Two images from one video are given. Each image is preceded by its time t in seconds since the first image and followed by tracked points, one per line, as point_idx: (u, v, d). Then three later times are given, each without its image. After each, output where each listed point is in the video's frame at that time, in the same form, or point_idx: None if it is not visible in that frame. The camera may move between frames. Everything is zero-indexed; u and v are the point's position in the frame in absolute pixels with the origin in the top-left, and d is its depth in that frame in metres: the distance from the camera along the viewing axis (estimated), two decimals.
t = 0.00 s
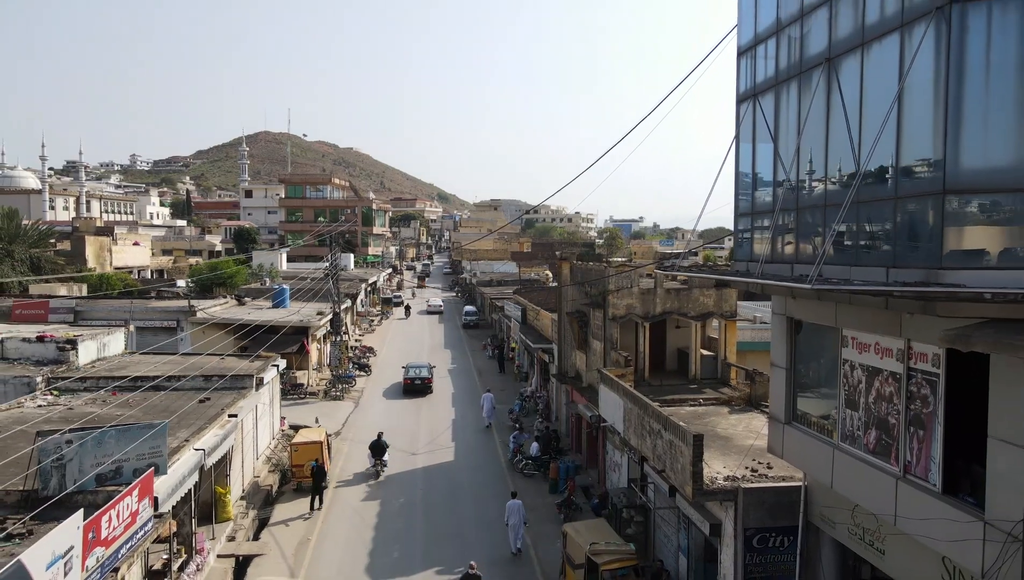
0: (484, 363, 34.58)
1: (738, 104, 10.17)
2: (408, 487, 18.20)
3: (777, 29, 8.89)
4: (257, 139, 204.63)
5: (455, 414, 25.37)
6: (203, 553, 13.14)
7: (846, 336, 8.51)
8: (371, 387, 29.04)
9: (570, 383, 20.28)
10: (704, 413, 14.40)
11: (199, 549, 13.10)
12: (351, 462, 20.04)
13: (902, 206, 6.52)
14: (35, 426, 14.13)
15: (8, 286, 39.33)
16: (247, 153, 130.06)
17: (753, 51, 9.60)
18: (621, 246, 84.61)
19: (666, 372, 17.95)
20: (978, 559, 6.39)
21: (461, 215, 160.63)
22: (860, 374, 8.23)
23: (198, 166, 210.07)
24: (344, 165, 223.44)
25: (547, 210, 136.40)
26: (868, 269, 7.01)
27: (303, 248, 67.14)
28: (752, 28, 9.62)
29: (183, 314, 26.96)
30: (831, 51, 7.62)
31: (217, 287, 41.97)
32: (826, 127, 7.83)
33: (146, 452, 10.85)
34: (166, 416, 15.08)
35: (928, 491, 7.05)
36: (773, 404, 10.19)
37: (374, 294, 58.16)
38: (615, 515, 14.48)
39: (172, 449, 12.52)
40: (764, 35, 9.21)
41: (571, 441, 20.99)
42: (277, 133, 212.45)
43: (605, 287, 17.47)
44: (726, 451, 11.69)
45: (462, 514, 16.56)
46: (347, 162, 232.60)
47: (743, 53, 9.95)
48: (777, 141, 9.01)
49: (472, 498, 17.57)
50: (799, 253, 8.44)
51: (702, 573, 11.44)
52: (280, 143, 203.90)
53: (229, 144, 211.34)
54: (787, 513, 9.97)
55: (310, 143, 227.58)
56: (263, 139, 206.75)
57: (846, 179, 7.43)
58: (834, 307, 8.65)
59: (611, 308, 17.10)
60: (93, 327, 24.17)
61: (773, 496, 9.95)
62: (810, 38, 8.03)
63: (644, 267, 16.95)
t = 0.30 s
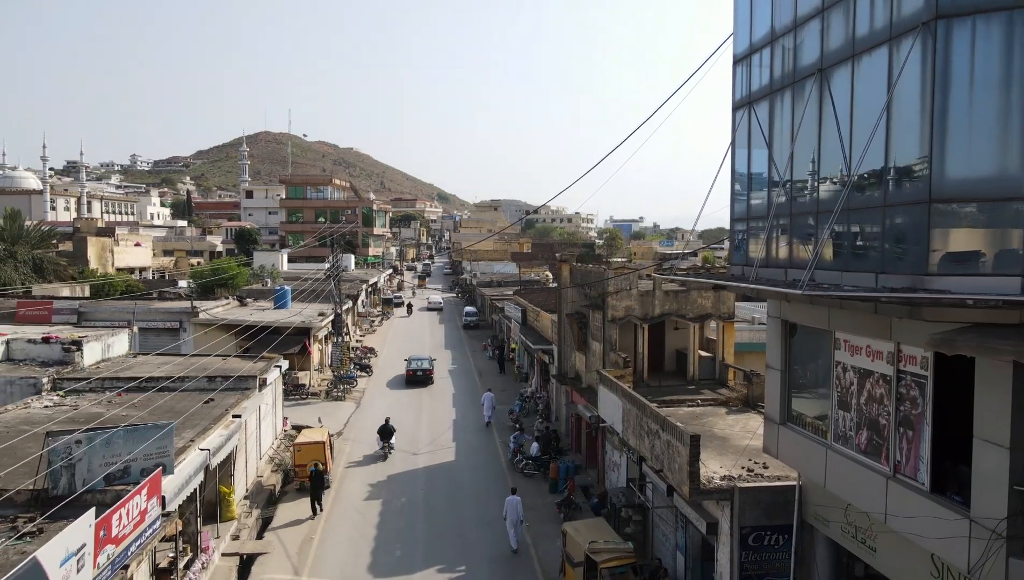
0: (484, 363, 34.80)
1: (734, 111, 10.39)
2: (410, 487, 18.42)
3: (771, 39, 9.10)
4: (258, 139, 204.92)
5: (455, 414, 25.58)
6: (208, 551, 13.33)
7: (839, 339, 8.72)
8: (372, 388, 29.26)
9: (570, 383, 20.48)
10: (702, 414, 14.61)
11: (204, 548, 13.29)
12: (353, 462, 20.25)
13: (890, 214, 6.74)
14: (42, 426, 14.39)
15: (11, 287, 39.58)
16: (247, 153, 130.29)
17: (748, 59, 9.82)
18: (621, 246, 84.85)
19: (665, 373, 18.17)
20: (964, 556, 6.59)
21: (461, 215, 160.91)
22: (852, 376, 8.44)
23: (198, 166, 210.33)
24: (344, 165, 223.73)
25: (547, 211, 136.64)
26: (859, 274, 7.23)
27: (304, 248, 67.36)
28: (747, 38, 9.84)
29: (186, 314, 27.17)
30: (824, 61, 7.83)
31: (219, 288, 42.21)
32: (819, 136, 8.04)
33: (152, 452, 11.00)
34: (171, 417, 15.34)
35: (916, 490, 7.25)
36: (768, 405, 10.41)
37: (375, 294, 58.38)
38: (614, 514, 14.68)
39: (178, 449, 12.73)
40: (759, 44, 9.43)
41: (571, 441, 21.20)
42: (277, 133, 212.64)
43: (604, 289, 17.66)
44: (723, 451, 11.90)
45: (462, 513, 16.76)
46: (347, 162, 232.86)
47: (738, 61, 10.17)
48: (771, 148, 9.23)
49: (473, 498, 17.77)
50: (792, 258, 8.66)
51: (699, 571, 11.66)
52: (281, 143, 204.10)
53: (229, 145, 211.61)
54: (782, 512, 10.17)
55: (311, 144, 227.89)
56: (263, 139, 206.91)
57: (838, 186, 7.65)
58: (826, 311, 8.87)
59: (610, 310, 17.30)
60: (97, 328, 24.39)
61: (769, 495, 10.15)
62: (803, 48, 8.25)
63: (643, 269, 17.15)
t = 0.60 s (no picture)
0: (484, 364, 35.02)
1: (729, 118, 10.61)
2: (412, 486, 18.63)
3: (765, 48, 9.32)
4: (258, 139, 205.15)
5: (456, 414, 25.81)
6: (213, 549, 13.54)
7: (831, 341, 8.93)
8: (374, 388, 29.45)
9: (570, 384, 20.68)
10: (700, 414, 14.81)
11: (210, 546, 13.49)
12: (355, 462, 20.47)
13: (879, 221, 6.96)
14: (49, 426, 14.64)
15: (14, 288, 39.81)
16: (247, 153, 130.48)
17: (743, 67, 10.04)
18: (620, 247, 85.05)
19: (663, 374, 18.38)
20: (950, 552, 6.79)
21: (461, 215, 161.12)
22: (844, 378, 8.65)
23: (199, 166, 210.72)
24: (344, 165, 223.95)
25: (547, 211, 136.83)
26: (849, 279, 7.45)
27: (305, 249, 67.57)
28: (742, 46, 10.06)
29: (189, 316, 27.40)
30: (816, 71, 8.05)
31: (221, 289, 42.42)
32: (812, 143, 8.25)
33: (159, 452, 11.21)
34: (176, 417, 15.59)
35: (905, 488, 7.46)
36: (764, 405, 10.63)
37: (376, 295, 58.57)
38: (613, 514, 14.90)
39: (183, 449, 12.93)
40: (754, 53, 9.65)
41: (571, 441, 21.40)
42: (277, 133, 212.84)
43: (604, 291, 17.87)
44: (720, 451, 12.11)
45: (463, 512, 16.98)
46: (348, 162, 233.11)
47: (733, 70, 10.40)
48: (765, 154, 9.44)
49: (474, 497, 17.99)
50: (785, 262, 8.88)
51: (696, 569, 11.85)
52: (281, 144, 204.29)
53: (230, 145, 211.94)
54: (777, 511, 10.39)
55: (311, 144, 228.09)
56: (263, 139, 207.06)
57: (829, 193, 7.87)
58: (820, 314, 9.08)
59: (609, 312, 17.50)
60: (101, 329, 24.61)
61: (764, 494, 10.36)
62: (796, 59, 8.46)
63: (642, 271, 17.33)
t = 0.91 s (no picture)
0: (485, 364, 35.26)
1: (726, 125, 10.84)
2: (413, 486, 18.85)
3: (760, 57, 9.54)
4: (259, 140, 205.42)
5: (457, 414, 26.02)
6: (218, 548, 13.76)
7: (824, 344, 9.15)
8: (375, 389, 29.66)
9: (570, 385, 20.88)
10: (698, 415, 15.03)
11: (215, 544, 13.71)
12: (357, 462, 20.70)
13: (868, 228, 7.17)
14: (56, 427, 14.85)
15: (17, 289, 40.04)
16: (248, 154, 130.66)
17: (739, 76, 10.27)
18: (620, 247, 85.26)
19: (662, 374, 18.59)
20: (938, 549, 7.01)
21: (461, 216, 161.27)
22: (836, 380, 8.87)
23: (199, 166, 210.96)
24: (344, 165, 224.11)
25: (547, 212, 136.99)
26: (840, 284, 7.67)
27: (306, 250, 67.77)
28: (738, 55, 10.28)
29: (191, 317, 27.61)
30: (808, 81, 8.27)
31: (222, 290, 42.64)
32: (804, 151, 8.48)
33: (166, 452, 11.41)
34: (181, 417, 15.80)
35: (895, 487, 7.68)
36: (759, 406, 10.86)
37: (377, 296, 58.77)
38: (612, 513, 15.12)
39: (189, 449, 13.16)
40: (750, 61, 9.87)
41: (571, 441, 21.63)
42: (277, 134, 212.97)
43: (603, 293, 18.08)
44: (717, 451, 12.33)
45: (464, 512, 17.20)
46: (348, 163, 233.25)
47: (729, 78, 10.63)
48: (760, 160, 9.67)
49: (474, 496, 18.20)
50: (779, 267, 9.10)
51: (694, 567, 12.06)
52: (281, 144, 204.44)
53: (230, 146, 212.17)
54: (772, 509, 10.60)
55: (311, 144, 228.27)
56: (263, 139, 207.26)
57: (821, 200, 8.10)
58: (813, 317, 9.30)
59: (608, 313, 17.71)
60: (105, 330, 24.83)
61: (760, 493, 10.57)
62: (790, 68, 8.68)
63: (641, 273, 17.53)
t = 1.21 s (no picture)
0: (485, 365, 35.51)
1: (722, 133, 11.08)
2: (414, 486, 19.06)
3: (755, 67, 9.78)
4: (259, 140, 205.74)
5: (457, 415, 26.25)
6: (222, 547, 13.98)
7: (817, 347, 9.37)
8: (376, 390, 29.88)
9: (570, 386, 21.10)
10: (696, 416, 15.25)
11: (219, 543, 13.92)
12: (359, 462, 20.92)
13: (858, 235, 7.39)
14: (63, 428, 15.07)
15: (20, 291, 40.29)
16: (248, 154, 130.83)
17: (734, 84, 10.51)
18: (620, 248, 85.56)
19: (660, 376, 18.82)
20: (925, 547, 7.22)
21: (461, 216, 161.53)
22: (829, 382, 9.09)
23: (199, 167, 211.38)
24: (344, 165, 224.43)
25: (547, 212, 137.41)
26: (831, 289, 7.90)
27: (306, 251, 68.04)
28: (734, 64, 10.52)
29: (194, 318, 27.85)
30: (801, 92, 8.50)
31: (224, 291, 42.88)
32: (797, 159, 8.70)
33: (173, 452, 11.70)
34: (186, 418, 16.02)
35: (885, 487, 7.90)
36: (755, 408, 11.08)
37: (378, 296, 59.02)
38: (611, 512, 15.36)
39: (194, 449, 13.39)
40: (744, 71, 10.10)
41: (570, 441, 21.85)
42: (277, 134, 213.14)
43: (602, 295, 18.33)
44: (714, 451, 12.55)
45: (465, 511, 17.42)
46: (348, 163, 233.61)
47: (725, 86, 10.87)
48: (755, 168, 9.90)
49: (475, 496, 18.42)
50: (773, 273, 9.33)
51: (691, 566, 12.26)
52: (281, 144, 204.66)
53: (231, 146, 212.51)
54: (767, 509, 10.81)
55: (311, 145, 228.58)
56: (264, 139, 207.59)
57: (813, 207, 8.33)
58: (806, 321, 9.52)
59: (607, 315, 17.94)
60: (109, 332, 25.08)
61: (756, 493, 10.78)
62: (783, 78, 8.91)
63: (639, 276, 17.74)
